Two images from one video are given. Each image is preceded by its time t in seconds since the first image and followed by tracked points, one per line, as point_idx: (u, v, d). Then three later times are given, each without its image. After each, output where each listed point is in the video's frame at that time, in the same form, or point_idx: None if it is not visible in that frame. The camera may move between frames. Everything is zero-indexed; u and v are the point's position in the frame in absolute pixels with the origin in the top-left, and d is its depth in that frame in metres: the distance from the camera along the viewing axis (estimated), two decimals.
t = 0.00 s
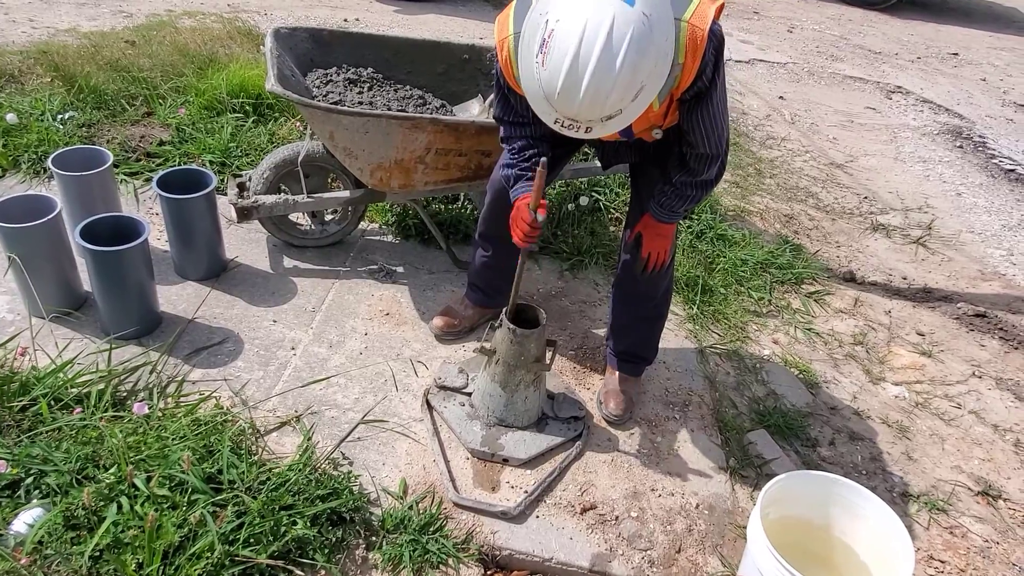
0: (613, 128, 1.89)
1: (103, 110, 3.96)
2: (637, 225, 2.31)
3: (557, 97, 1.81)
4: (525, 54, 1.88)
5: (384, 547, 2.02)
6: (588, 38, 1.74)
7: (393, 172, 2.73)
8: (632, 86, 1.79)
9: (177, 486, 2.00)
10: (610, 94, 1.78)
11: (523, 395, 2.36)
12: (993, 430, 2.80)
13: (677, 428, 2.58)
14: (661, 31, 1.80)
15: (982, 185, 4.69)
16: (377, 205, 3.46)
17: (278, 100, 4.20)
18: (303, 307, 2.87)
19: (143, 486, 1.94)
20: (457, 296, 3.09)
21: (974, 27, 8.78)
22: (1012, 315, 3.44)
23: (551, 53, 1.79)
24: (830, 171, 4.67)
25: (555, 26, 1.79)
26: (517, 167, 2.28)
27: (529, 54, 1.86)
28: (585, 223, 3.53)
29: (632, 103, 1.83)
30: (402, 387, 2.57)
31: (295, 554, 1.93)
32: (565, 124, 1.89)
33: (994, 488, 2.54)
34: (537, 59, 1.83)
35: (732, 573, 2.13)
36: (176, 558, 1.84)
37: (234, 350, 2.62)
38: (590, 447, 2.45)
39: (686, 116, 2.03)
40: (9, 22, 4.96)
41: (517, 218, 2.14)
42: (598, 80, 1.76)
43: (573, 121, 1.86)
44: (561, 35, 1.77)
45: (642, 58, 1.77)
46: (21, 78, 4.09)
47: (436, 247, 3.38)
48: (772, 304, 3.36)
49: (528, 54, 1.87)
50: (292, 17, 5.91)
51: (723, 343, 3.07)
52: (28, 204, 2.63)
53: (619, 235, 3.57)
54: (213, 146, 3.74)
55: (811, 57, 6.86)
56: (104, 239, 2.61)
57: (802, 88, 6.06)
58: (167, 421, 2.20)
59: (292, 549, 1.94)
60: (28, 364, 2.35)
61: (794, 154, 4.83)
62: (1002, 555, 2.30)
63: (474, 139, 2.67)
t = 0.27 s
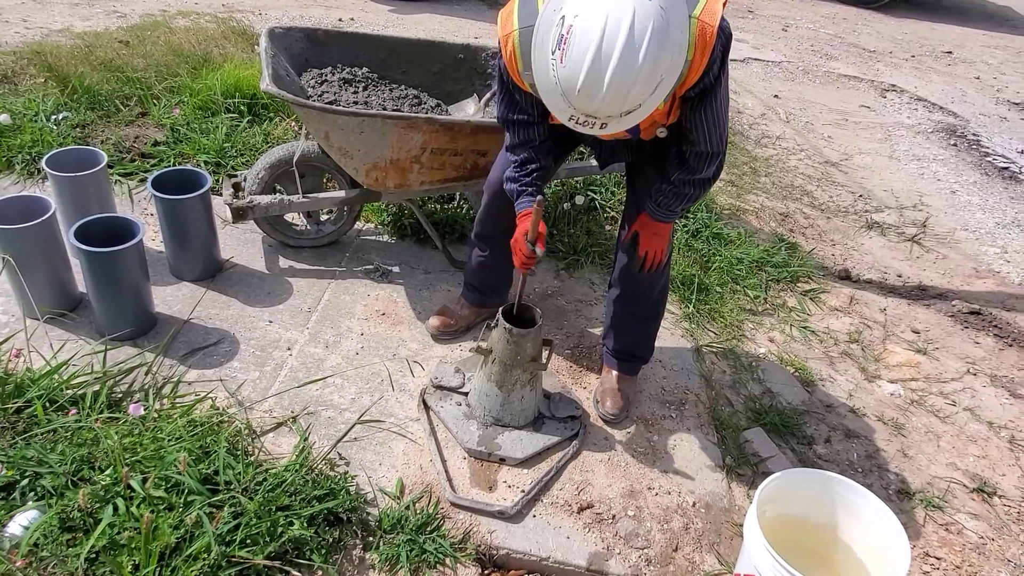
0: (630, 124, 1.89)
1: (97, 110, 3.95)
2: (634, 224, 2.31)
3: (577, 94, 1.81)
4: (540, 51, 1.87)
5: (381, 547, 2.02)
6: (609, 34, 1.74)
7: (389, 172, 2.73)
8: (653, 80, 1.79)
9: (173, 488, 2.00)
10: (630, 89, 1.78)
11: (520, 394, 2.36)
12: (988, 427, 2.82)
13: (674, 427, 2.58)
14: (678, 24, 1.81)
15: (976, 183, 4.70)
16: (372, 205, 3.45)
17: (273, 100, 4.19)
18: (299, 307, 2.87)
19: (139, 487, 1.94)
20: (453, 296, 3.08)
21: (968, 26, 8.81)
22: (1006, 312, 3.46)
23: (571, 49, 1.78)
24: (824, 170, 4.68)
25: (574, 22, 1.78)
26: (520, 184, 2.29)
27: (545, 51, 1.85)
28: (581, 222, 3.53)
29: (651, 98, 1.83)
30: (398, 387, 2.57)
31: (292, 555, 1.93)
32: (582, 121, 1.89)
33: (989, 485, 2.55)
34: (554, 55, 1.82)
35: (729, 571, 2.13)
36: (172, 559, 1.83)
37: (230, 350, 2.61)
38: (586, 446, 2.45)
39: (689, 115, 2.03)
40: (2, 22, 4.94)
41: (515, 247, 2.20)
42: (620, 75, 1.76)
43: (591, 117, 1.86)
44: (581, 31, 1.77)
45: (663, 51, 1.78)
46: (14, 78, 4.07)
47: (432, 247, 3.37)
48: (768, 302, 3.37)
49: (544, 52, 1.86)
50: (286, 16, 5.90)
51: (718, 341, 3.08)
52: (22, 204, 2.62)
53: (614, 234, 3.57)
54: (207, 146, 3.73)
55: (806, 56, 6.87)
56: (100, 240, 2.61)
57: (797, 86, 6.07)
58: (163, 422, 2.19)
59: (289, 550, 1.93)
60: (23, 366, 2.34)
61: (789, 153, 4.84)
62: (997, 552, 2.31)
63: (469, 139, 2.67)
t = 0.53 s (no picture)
0: (609, 128, 1.88)
1: (92, 111, 3.94)
2: (629, 224, 2.32)
3: (552, 97, 1.81)
4: (520, 56, 1.88)
5: (379, 547, 2.02)
6: (582, 37, 1.74)
7: (386, 172, 2.73)
8: (627, 84, 1.78)
9: (170, 489, 2.00)
10: (605, 93, 1.78)
11: (517, 394, 2.36)
12: (983, 425, 2.82)
13: (671, 426, 2.58)
14: (656, 29, 1.80)
15: (971, 181, 4.72)
16: (369, 205, 3.45)
17: (269, 100, 4.18)
18: (295, 307, 2.87)
19: (136, 489, 1.93)
20: (450, 296, 3.08)
21: (962, 25, 8.83)
22: (1001, 310, 3.47)
23: (546, 53, 1.79)
24: (820, 169, 4.69)
25: (549, 25, 1.79)
26: (513, 196, 2.30)
27: (524, 55, 1.86)
28: (578, 221, 3.53)
29: (628, 102, 1.82)
30: (395, 387, 2.56)
31: (290, 555, 1.93)
32: (561, 125, 1.89)
33: (985, 483, 2.56)
34: (532, 59, 1.82)
35: (726, 569, 2.14)
36: (170, 561, 1.83)
37: (227, 351, 2.61)
38: (584, 446, 2.45)
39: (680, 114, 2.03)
40: None
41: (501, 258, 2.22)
42: (593, 79, 1.75)
43: (569, 121, 1.86)
44: (555, 34, 1.77)
45: (637, 55, 1.76)
46: (8, 79, 4.06)
47: (429, 247, 3.37)
48: (764, 301, 3.37)
49: (523, 56, 1.88)
50: (281, 17, 5.89)
51: (715, 340, 3.08)
52: (17, 206, 2.61)
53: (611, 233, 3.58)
54: (203, 146, 3.72)
55: (801, 55, 6.88)
56: (95, 241, 2.60)
57: (793, 85, 6.08)
58: (159, 423, 2.19)
59: (286, 551, 1.93)
60: (18, 368, 2.34)
61: (785, 152, 4.85)
62: (993, 549, 2.32)
63: (465, 139, 2.67)
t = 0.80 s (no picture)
0: (608, 129, 1.88)
1: (88, 112, 3.93)
2: (625, 224, 2.32)
3: (550, 99, 1.81)
4: (518, 57, 1.88)
5: (377, 548, 2.02)
6: (580, 38, 1.74)
7: (383, 172, 2.73)
8: (626, 84, 1.78)
9: (168, 490, 1.99)
10: (604, 93, 1.77)
11: (514, 394, 2.36)
12: (981, 422, 2.83)
13: (669, 425, 2.59)
14: (653, 27, 1.80)
15: (967, 180, 4.73)
16: (366, 206, 3.45)
17: (265, 101, 4.18)
18: (293, 308, 2.86)
19: (133, 490, 1.93)
20: (447, 295, 3.08)
21: (958, 24, 8.85)
22: (998, 308, 3.47)
23: (543, 54, 1.79)
24: (817, 168, 4.70)
25: (546, 27, 1.79)
26: (505, 177, 2.29)
27: (522, 56, 1.86)
28: (575, 221, 3.54)
29: (627, 102, 1.82)
30: (393, 387, 2.56)
31: (288, 556, 1.92)
32: (559, 126, 1.88)
33: (983, 480, 2.56)
34: (529, 60, 1.82)
35: (725, 567, 2.14)
36: (168, 562, 1.82)
37: (225, 352, 2.60)
38: (582, 445, 2.45)
39: (677, 115, 2.03)
40: None
41: (504, 234, 2.16)
42: (591, 79, 1.75)
43: (568, 122, 1.86)
44: (552, 35, 1.77)
45: (636, 55, 1.76)
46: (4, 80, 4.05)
47: (426, 247, 3.37)
48: (761, 300, 3.38)
49: (520, 58, 1.87)
50: (278, 17, 5.88)
51: (713, 339, 3.09)
52: (13, 207, 2.60)
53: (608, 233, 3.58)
54: (200, 147, 3.72)
55: (798, 54, 6.89)
56: (91, 242, 2.59)
57: (789, 84, 6.09)
58: (157, 425, 2.19)
59: (284, 552, 1.93)
60: (15, 370, 2.33)
61: (782, 151, 4.85)
62: (991, 546, 2.32)
63: (462, 139, 2.66)
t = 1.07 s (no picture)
0: (608, 138, 1.88)
1: (84, 112, 3.92)
2: (624, 226, 2.32)
3: (550, 111, 1.81)
4: (516, 67, 1.88)
5: (375, 548, 2.02)
6: (580, 50, 1.73)
7: (380, 171, 2.72)
8: (626, 95, 1.78)
9: (165, 491, 1.99)
10: (604, 105, 1.78)
11: (512, 394, 2.36)
12: (977, 420, 2.84)
13: (666, 424, 2.59)
14: (652, 38, 1.80)
15: (963, 178, 4.74)
16: (363, 205, 3.44)
17: (262, 100, 4.17)
18: (290, 308, 2.86)
19: (131, 490, 1.93)
20: (445, 295, 3.08)
21: (953, 22, 8.87)
22: (994, 306, 3.48)
23: (543, 66, 1.78)
24: (813, 166, 4.71)
25: (545, 39, 1.78)
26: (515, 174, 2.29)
27: (521, 67, 1.86)
28: (572, 220, 3.54)
29: (627, 113, 1.83)
30: (391, 387, 2.56)
31: (286, 556, 1.92)
32: (559, 137, 1.88)
33: (979, 478, 2.57)
34: (528, 72, 1.82)
35: (722, 566, 2.14)
36: (165, 563, 1.82)
37: (222, 352, 2.60)
38: (579, 444, 2.45)
39: (676, 119, 2.03)
40: None
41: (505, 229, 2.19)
42: (592, 91, 1.75)
43: (568, 133, 1.86)
44: (552, 47, 1.76)
45: (635, 67, 1.77)
46: None
47: (423, 246, 3.37)
48: (758, 299, 3.38)
49: (520, 69, 1.87)
50: (274, 16, 5.87)
51: (710, 338, 3.09)
52: (9, 207, 2.60)
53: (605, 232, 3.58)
54: (196, 147, 3.71)
55: (794, 53, 6.90)
56: (87, 243, 2.59)
57: (785, 83, 6.10)
58: (154, 425, 2.18)
59: (282, 552, 1.93)
60: (11, 370, 2.33)
61: (778, 149, 4.86)
62: (987, 543, 2.33)
63: (459, 138, 2.66)
